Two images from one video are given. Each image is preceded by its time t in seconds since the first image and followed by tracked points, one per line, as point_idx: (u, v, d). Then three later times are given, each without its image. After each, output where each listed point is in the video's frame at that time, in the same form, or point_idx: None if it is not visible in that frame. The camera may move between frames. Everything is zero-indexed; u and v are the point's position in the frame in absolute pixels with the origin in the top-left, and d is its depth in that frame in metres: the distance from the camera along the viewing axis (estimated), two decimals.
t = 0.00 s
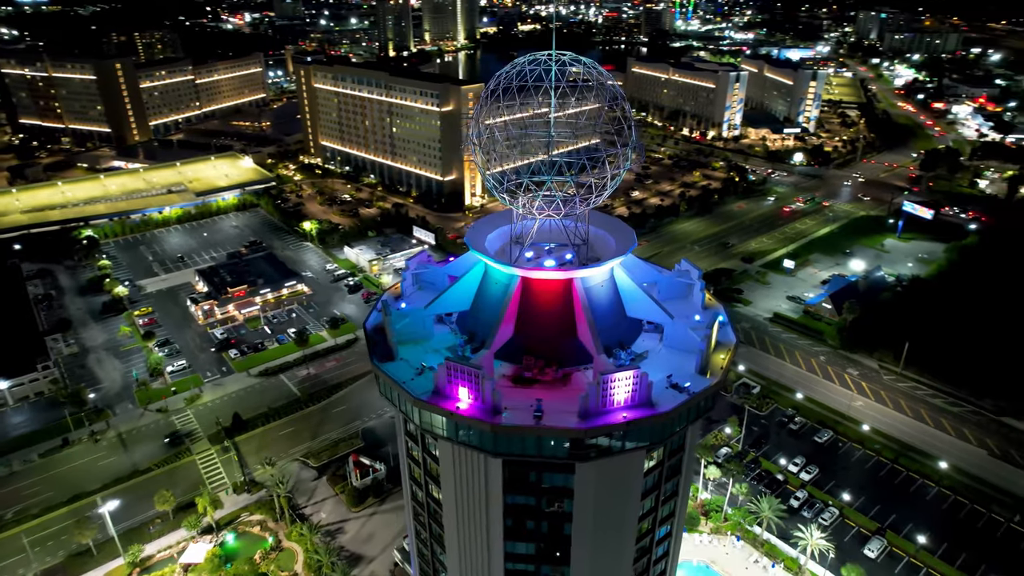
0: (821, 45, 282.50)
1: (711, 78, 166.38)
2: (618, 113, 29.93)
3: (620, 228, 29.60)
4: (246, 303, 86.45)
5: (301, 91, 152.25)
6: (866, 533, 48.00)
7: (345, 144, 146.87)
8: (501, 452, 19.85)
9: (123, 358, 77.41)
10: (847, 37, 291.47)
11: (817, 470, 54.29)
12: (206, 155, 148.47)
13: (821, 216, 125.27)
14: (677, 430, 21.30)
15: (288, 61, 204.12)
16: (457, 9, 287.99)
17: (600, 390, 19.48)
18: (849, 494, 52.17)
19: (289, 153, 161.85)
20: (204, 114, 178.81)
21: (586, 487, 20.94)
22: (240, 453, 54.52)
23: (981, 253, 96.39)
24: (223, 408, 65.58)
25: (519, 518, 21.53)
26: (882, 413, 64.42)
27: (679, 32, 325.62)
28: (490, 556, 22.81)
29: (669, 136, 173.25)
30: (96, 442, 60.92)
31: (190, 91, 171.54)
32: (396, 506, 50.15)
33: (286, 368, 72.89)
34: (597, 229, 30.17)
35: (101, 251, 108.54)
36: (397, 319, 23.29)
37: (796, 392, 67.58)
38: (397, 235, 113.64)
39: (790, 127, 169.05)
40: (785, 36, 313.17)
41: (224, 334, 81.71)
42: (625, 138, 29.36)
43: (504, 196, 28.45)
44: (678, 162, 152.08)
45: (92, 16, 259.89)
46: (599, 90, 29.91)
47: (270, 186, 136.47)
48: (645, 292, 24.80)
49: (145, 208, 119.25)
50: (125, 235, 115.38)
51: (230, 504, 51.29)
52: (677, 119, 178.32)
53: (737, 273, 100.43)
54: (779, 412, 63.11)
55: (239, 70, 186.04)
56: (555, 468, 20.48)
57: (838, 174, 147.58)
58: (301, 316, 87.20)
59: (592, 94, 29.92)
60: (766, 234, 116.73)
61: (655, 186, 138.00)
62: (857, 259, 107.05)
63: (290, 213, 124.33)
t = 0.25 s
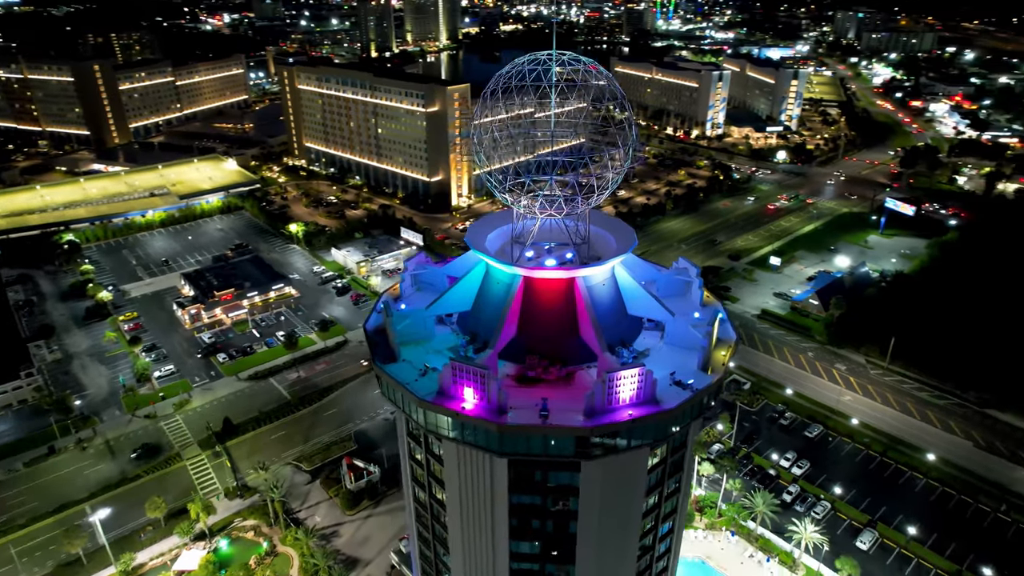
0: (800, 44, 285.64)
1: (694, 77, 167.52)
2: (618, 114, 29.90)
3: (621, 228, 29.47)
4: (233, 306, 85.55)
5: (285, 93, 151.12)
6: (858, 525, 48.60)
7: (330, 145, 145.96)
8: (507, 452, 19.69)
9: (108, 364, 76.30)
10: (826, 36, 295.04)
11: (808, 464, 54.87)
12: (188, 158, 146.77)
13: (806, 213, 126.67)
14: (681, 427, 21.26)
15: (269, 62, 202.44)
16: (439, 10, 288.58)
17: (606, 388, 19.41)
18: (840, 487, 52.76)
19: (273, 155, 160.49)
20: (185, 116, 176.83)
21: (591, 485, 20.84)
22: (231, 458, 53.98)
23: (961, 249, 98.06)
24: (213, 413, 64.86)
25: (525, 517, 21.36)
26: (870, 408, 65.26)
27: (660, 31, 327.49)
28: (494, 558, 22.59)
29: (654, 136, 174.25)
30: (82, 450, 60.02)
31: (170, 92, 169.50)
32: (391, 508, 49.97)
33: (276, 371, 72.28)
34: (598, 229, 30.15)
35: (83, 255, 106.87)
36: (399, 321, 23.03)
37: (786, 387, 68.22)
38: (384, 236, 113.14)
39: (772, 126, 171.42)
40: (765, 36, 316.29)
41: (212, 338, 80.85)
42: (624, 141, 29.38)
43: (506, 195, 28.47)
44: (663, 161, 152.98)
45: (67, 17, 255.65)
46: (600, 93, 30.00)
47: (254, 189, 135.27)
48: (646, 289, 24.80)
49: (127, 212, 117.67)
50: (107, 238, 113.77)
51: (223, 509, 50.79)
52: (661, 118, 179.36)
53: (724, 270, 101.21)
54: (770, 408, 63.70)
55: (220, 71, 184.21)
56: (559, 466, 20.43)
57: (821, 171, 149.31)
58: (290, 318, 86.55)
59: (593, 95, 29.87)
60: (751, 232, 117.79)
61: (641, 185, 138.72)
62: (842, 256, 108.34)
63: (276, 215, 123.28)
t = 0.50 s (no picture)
0: (782, 43, 288.34)
1: (679, 77, 168.43)
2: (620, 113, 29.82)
3: (623, 229, 29.50)
4: (222, 310, 85.00)
5: (270, 94, 150.04)
6: (851, 519, 49.16)
7: (316, 146, 145.08)
8: (513, 452, 19.56)
9: (96, 369, 75.35)
10: (807, 36, 297.96)
11: (801, 460, 55.40)
12: (172, 160, 145.24)
13: (792, 211, 127.84)
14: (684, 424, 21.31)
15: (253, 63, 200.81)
16: (423, 10, 288.57)
17: (611, 387, 19.38)
18: (833, 482, 53.30)
19: (259, 157, 159.16)
20: (168, 118, 174.95)
21: (596, 484, 20.76)
22: (224, 463, 53.50)
23: (945, 245, 99.41)
24: (203, 417, 64.25)
25: (529, 517, 21.20)
26: (860, 403, 66.02)
27: (644, 31, 328.80)
28: (498, 558, 22.44)
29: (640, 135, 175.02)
30: (71, 456, 59.27)
31: (152, 94, 167.57)
32: (387, 511, 49.78)
33: (266, 375, 71.66)
34: (601, 229, 30.09)
35: (66, 259, 105.43)
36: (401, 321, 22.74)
37: (777, 384, 68.80)
38: (373, 237, 112.61)
39: (757, 124, 172.82)
40: (747, 35, 318.59)
41: (201, 342, 80.09)
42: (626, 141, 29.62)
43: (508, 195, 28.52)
44: (650, 160, 153.71)
45: (44, 17, 251.80)
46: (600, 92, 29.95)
47: (240, 191, 134.19)
48: (647, 287, 24.78)
49: (111, 215, 116.24)
50: (91, 242, 112.33)
51: (216, 514, 50.37)
52: (647, 118, 180.17)
53: (713, 268, 101.88)
54: (761, 404, 64.19)
55: (204, 72, 182.43)
56: (564, 465, 20.32)
57: (806, 169, 150.77)
58: (280, 321, 85.87)
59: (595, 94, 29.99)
60: (739, 230, 118.69)
61: (629, 185, 139.32)
62: (829, 253, 109.46)
63: (263, 218, 122.34)
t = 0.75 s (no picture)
0: (762, 42, 291.23)
1: (662, 76, 169.39)
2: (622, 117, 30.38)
3: (622, 228, 29.73)
4: (209, 314, 83.83)
5: (253, 96, 148.69)
6: (843, 512, 49.77)
7: (300, 148, 143.99)
8: (519, 451, 19.39)
9: (80, 376, 74.14)
10: (786, 35, 301.58)
11: (792, 455, 55.97)
12: (154, 163, 143.33)
13: (776, 208, 129.15)
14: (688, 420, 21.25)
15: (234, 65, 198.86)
16: (405, 11, 288.12)
17: (617, 384, 19.24)
18: (824, 476, 53.87)
19: (242, 159, 157.62)
20: (148, 121, 172.67)
21: (601, 482, 20.61)
22: (216, 468, 52.99)
23: (927, 241, 100.97)
24: (192, 423, 63.50)
25: (535, 516, 20.96)
26: (848, 397, 66.87)
27: (625, 31, 330.23)
28: (503, 559, 22.16)
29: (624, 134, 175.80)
30: (57, 465, 58.28)
31: (131, 96, 165.28)
32: (382, 513, 49.61)
33: (256, 379, 70.98)
34: (601, 228, 30.23)
35: (47, 265, 103.61)
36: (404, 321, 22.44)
37: (767, 380, 69.43)
38: (360, 239, 111.98)
39: (740, 123, 174.33)
40: (727, 34, 321.25)
41: (188, 346, 79.14)
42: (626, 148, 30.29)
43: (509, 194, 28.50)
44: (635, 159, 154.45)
45: (17, 19, 247.20)
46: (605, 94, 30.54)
47: (224, 193, 132.80)
48: (648, 285, 24.72)
49: (92, 219, 114.43)
50: (72, 247, 110.50)
51: (209, 521, 49.83)
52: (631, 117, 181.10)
53: (700, 266, 102.59)
54: (752, 400, 64.69)
55: (184, 74, 180.30)
56: (569, 464, 20.14)
57: (788, 167, 152.44)
58: (268, 325, 85.10)
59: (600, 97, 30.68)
60: (724, 228, 119.65)
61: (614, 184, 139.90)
62: (814, 250, 110.68)
63: (248, 220, 121.14)
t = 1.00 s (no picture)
0: (745, 41, 293.49)
1: (647, 75, 170.17)
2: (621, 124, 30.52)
3: (621, 227, 29.85)
4: (197, 317, 82.85)
5: (237, 97, 147.40)
6: (835, 506, 50.32)
7: (286, 149, 142.96)
8: (525, 451, 19.28)
9: (66, 382, 73.09)
10: (768, 35, 304.20)
11: (784, 450, 56.49)
12: (137, 166, 141.65)
13: (763, 206, 130.23)
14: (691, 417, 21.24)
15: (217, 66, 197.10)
16: (388, 11, 287.47)
17: (621, 382, 19.16)
18: (816, 471, 54.42)
19: (227, 161, 156.17)
20: (130, 123, 170.62)
21: (605, 480, 20.51)
22: (208, 473, 52.53)
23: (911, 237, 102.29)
24: (183, 428, 62.85)
25: (540, 515, 20.85)
26: (838, 392, 67.61)
27: (609, 31, 331.26)
28: (508, 558, 22.03)
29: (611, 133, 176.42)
30: (45, 473, 57.43)
31: (113, 98, 163.24)
32: (378, 515, 49.41)
33: (247, 383, 70.40)
34: (602, 227, 30.42)
35: (29, 270, 102.05)
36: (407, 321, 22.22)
37: (758, 377, 69.99)
38: (349, 241, 111.44)
39: (725, 122, 175.51)
40: (710, 34, 323.45)
41: (177, 350, 78.27)
42: (622, 156, 30.55)
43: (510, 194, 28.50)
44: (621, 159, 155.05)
45: None
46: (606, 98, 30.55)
47: (209, 196, 131.55)
48: (648, 284, 24.71)
49: (74, 223, 112.87)
50: (55, 252, 108.89)
51: (203, 526, 49.38)
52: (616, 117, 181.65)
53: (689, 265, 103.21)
54: (743, 397, 65.16)
55: (166, 75, 178.34)
56: (574, 463, 20.01)
57: (774, 165, 153.83)
58: (258, 328, 84.41)
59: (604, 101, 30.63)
60: (712, 226, 120.43)
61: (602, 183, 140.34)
62: (801, 247, 111.70)
63: (234, 223, 120.09)
